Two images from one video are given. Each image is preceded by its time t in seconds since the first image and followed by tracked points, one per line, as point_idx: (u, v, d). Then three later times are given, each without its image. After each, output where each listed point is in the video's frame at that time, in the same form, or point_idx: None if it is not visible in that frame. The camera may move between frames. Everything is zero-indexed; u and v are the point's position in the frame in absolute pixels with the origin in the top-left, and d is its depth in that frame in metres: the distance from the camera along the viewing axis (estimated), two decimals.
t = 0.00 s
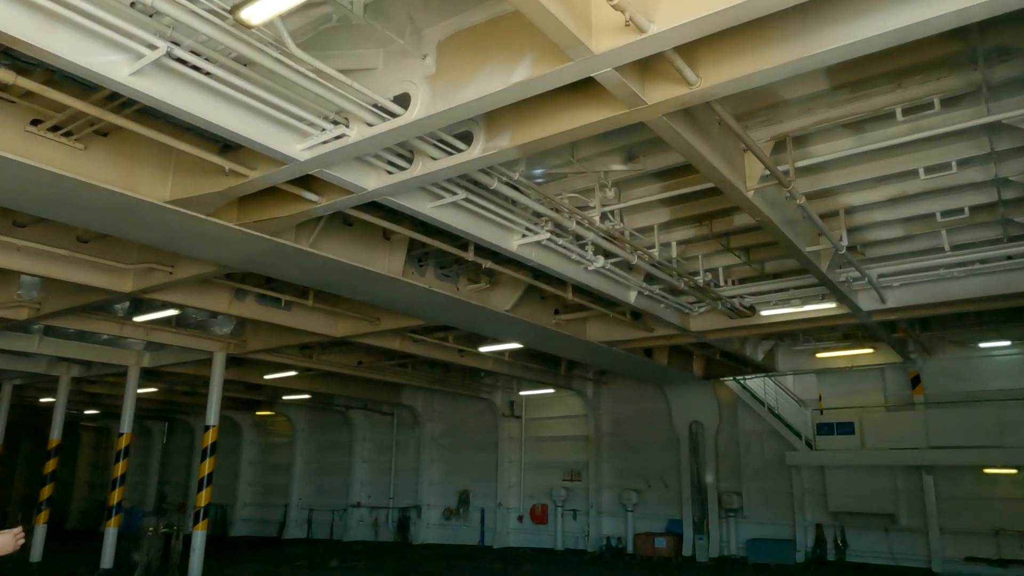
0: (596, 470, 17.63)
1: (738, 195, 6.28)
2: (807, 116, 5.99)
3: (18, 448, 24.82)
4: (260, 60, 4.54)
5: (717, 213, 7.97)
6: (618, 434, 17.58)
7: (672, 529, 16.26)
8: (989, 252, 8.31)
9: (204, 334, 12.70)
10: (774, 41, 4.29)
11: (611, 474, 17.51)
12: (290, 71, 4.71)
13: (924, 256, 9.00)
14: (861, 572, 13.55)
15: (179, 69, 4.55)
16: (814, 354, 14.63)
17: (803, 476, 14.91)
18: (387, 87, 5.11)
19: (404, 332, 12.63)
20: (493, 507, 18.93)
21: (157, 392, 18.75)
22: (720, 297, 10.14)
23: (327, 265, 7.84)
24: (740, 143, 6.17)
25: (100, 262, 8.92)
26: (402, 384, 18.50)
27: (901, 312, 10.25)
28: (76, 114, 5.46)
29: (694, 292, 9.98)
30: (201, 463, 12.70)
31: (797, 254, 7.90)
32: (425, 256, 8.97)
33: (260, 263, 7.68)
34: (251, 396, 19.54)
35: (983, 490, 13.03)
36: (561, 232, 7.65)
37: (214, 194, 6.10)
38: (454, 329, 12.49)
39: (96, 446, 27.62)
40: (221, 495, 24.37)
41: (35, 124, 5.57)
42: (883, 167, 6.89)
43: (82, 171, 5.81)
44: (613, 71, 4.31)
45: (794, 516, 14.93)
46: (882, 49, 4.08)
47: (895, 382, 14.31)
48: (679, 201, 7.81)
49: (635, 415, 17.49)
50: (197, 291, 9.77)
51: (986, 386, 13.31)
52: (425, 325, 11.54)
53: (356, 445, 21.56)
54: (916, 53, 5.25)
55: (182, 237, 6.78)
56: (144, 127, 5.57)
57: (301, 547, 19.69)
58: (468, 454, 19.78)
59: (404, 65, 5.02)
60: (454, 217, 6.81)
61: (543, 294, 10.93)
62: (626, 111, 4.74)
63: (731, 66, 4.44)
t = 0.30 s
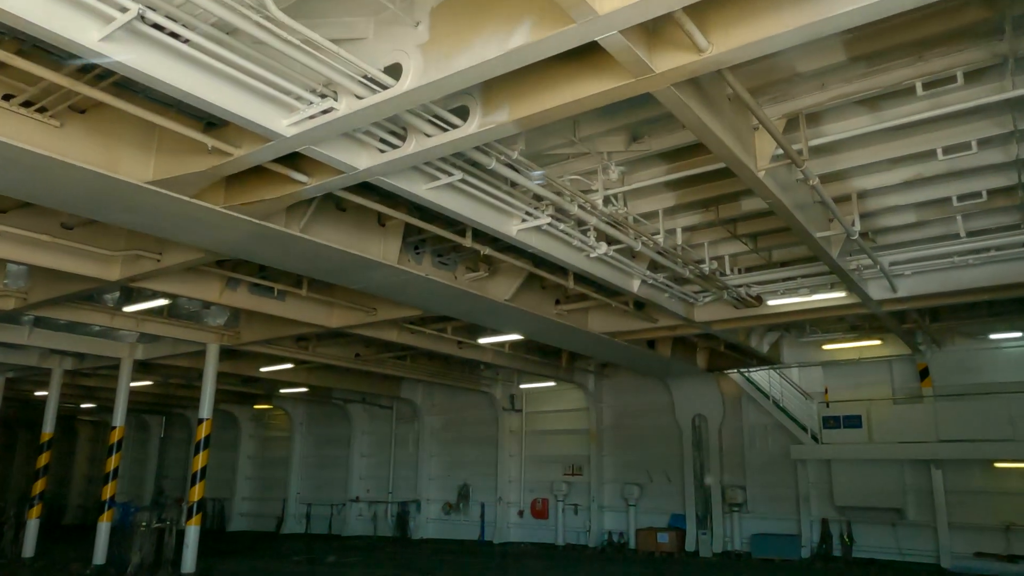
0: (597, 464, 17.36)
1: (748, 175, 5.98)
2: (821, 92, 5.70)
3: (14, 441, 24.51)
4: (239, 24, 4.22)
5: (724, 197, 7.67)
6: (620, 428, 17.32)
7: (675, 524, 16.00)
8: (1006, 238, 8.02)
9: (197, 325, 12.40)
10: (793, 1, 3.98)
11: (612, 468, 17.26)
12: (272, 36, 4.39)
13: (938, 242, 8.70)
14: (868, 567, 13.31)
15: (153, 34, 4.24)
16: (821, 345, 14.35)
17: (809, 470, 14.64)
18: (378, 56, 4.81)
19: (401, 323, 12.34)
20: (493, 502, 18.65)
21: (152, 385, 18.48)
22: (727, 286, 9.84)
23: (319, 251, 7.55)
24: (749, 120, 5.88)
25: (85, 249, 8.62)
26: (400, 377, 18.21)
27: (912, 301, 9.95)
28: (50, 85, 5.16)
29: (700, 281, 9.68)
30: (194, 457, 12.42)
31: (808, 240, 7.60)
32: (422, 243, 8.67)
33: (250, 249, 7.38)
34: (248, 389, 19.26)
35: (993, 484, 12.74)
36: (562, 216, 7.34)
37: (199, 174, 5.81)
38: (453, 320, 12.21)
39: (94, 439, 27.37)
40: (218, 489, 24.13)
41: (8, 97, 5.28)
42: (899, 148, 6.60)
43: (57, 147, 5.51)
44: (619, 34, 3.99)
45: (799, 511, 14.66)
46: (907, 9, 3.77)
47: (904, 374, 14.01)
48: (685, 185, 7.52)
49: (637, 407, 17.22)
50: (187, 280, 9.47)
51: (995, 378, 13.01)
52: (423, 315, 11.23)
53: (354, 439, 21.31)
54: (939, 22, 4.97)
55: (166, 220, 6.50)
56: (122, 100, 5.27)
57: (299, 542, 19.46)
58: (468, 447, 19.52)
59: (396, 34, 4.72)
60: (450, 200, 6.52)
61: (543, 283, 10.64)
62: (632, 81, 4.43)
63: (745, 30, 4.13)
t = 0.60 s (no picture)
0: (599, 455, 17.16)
1: (758, 154, 5.71)
2: (837, 66, 5.43)
3: (13, 433, 24.61)
4: None
5: (732, 180, 7.40)
6: (622, 420, 17.08)
7: (678, 517, 15.80)
8: None
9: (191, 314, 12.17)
10: None
11: (614, 460, 17.05)
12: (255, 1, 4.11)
13: (952, 227, 8.42)
14: (874, 561, 13.10)
15: None
16: (826, 334, 14.09)
17: (813, 462, 14.42)
18: (368, 25, 4.53)
19: (399, 312, 12.08)
20: (494, 494, 18.46)
21: (149, 375, 18.27)
22: (732, 273, 9.57)
23: (312, 236, 7.28)
24: (760, 96, 5.60)
25: (72, 235, 8.37)
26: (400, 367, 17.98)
27: (923, 289, 9.69)
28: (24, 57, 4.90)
29: (705, 268, 9.42)
30: (189, 449, 12.21)
31: (818, 225, 7.33)
32: (418, 228, 8.41)
33: (240, 235, 7.12)
34: (245, 380, 19.04)
35: (1003, 476, 12.51)
36: (564, 199, 7.07)
37: (183, 152, 5.53)
38: (452, 308, 11.96)
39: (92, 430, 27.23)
40: (217, 481, 23.96)
41: None
42: (915, 127, 6.32)
43: (32, 124, 5.24)
44: None
45: (804, 504, 14.44)
46: None
47: (911, 364, 13.75)
48: (691, 167, 7.24)
49: (639, 397, 16.99)
50: (177, 267, 9.23)
51: (1006, 369, 12.74)
52: (421, 304, 10.97)
53: (353, 430, 21.12)
54: None
55: (150, 202, 6.22)
56: (100, 73, 5.00)
57: (298, 533, 19.30)
58: (468, 438, 19.32)
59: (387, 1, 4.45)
60: (447, 181, 6.24)
61: (544, 271, 10.38)
62: (638, 49, 4.15)
63: None
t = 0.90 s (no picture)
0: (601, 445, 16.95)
1: (770, 130, 5.44)
2: (854, 36, 5.15)
3: (11, 422, 24.47)
4: None
5: (739, 160, 7.13)
6: (624, 409, 16.88)
7: (680, 507, 15.62)
8: None
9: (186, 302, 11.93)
10: None
11: (616, 449, 16.86)
12: None
13: (966, 210, 8.15)
14: (880, 552, 12.90)
15: None
16: (832, 322, 13.84)
17: (818, 451, 14.21)
18: None
19: (397, 299, 11.84)
20: (495, 484, 18.29)
21: (146, 364, 18.09)
22: (739, 259, 9.31)
23: (304, 218, 7.03)
24: (771, 69, 5.33)
25: (58, 219, 8.12)
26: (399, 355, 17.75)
27: (934, 274, 9.43)
28: None
29: (710, 253, 9.15)
30: (185, 438, 12.00)
31: (830, 207, 7.06)
32: (415, 211, 8.16)
33: (229, 217, 6.87)
34: (243, 369, 18.84)
35: (1012, 466, 12.29)
36: (565, 179, 6.81)
37: (168, 128, 5.28)
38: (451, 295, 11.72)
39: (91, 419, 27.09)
40: (217, 471, 23.83)
41: None
42: (933, 104, 6.05)
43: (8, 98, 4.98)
44: None
45: (808, 494, 14.24)
46: None
47: (918, 352, 13.51)
48: (699, 147, 6.97)
49: (641, 386, 16.78)
50: (168, 251, 8.99)
51: (1016, 357, 12.49)
52: (419, 291, 10.73)
53: (353, 419, 20.94)
54: None
55: (136, 182, 5.99)
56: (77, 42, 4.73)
57: (297, 523, 19.15)
58: (468, 427, 19.14)
59: None
60: (443, 160, 5.99)
61: (544, 256, 10.13)
62: (645, 12, 3.88)
63: None
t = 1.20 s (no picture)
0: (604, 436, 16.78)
1: (781, 107, 5.21)
2: (870, 8, 4.91)
3: (12, 412, 24.37)
4: None
5: (748, 141, 6.90)
6: (627, 399, 16.69)
7: (684, 499, 15.45)
8: None
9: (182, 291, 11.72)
10: None
11: (619, 440, 16.69)
12: None
13: (981, 194, 7.90)
14: (887, 544, 12.72)
15: None
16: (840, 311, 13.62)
17: (824, 442, 14.02)
18: None
19: (397, 288, 11.64)
20: (496, 475, 18.14)
21: (144, 355, 17.93)
22: (746, 245, 9.08)
23: (298, 203, 6.81)
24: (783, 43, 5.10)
25: (47, 204, 7.91)
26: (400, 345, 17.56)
27: (945, 261, 9.19)
28: None
29: (717, 240, 8.93)
30: (182, 429, 11.80)
31: (842, 190, 6.83)
32: (413, 196, 7.94)
33: (223, 201, 6.65)
34: (243, 359, 18.67)
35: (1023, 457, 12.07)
36: (568, 161, 6.58)
37: (154, 105, 5.05)
38: (451, 284, 11.51)
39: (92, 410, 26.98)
40: (218, 462, 23.71)
41: None
42: (951, 82, 5.81)
43: None
44: None
45: (814, 485, 14.06)
46: None
47: (926, 342, 13.29)
48: (706, 128, 6.74)
49: (643, 376, 16.59)
50: (161, 238, 8.78)
51: None
52: (417, 279, 10.51)
53: (353, 410, 20.79)
54: None
55: (123, 162, 5.77)
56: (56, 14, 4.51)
57: (298, 515, 19.04)
58: (469, 418, 18.99)
59: None
60: (441, 140, 5.76)
61: (546, 243, 9.91)
62: None
63: None
